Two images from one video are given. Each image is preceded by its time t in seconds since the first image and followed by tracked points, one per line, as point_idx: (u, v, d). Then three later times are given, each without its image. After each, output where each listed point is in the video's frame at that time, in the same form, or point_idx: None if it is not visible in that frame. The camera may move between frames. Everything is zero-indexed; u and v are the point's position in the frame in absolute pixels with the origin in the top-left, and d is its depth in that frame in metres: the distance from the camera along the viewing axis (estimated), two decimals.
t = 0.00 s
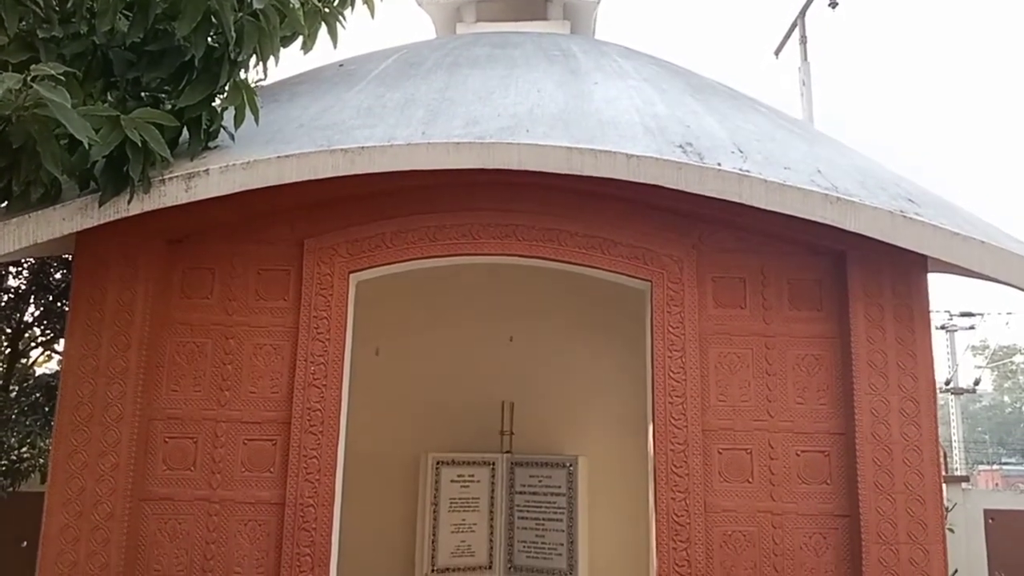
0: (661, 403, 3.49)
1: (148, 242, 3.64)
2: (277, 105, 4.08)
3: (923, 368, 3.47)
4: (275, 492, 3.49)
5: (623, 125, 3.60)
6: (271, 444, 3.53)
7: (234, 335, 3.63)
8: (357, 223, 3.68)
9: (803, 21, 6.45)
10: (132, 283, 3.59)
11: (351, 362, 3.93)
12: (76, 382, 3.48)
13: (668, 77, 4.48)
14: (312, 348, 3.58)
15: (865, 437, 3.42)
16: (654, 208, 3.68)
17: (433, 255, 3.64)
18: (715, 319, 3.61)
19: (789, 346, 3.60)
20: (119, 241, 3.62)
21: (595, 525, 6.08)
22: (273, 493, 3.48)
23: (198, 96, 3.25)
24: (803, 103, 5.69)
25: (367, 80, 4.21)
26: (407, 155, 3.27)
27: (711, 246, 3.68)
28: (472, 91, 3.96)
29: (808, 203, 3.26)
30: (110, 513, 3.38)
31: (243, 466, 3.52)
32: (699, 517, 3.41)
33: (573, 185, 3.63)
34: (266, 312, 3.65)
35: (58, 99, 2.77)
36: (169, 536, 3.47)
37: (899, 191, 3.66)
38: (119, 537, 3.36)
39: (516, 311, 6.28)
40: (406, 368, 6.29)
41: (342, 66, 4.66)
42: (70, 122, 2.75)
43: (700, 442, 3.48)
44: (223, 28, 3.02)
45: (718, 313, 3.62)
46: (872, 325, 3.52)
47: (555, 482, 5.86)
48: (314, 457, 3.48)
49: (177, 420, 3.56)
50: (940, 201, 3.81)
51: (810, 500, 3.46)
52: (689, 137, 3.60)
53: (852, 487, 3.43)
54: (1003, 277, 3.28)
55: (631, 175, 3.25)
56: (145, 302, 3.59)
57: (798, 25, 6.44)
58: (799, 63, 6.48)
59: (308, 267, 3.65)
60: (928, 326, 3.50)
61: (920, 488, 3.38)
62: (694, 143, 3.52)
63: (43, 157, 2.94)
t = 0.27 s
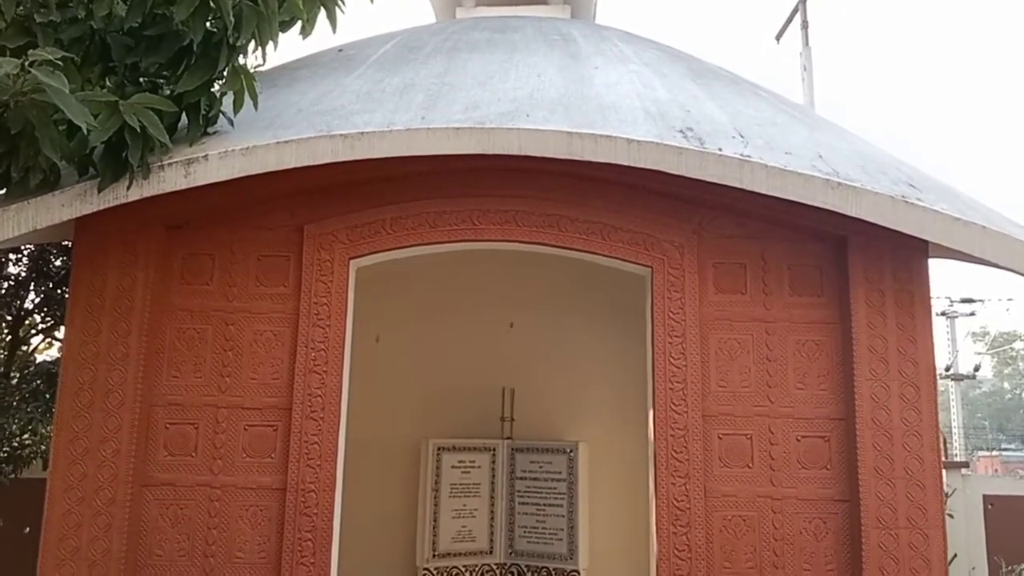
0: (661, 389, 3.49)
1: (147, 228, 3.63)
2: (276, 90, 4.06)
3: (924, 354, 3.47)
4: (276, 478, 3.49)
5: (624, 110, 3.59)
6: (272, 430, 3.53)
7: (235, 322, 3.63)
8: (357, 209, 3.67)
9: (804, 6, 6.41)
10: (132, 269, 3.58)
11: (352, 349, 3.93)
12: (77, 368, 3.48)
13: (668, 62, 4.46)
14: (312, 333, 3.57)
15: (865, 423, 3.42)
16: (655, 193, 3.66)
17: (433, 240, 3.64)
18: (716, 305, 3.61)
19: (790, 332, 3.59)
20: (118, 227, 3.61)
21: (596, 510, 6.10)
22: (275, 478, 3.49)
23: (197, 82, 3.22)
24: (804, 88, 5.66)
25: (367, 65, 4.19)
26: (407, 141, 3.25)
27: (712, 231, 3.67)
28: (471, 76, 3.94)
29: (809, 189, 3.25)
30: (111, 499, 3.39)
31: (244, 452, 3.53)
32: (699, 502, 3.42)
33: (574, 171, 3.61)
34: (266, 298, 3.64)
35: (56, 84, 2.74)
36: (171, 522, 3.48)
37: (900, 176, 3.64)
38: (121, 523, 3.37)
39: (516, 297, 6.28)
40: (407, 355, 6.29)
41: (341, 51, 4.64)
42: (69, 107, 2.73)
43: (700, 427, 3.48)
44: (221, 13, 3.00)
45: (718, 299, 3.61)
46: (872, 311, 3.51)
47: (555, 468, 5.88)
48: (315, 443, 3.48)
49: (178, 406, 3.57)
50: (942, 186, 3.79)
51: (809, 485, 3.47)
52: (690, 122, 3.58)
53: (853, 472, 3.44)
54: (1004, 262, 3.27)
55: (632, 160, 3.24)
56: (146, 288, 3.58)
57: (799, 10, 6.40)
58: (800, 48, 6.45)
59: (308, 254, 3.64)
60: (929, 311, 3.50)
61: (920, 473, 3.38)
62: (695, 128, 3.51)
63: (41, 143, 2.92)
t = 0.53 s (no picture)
0: (661, 380, 3.50)
1: (147, 219, 3.62)
2: (276, 81, 4.05)
3: (923, 346, 3.47)
4: (276, 468, 3.50)
5: (624, 101, 3.58)
6: (272, 421, 3.54)
7: (235, 313, 3.63)
8: (357, 201, 3.67)
9: None
10: (132, 260, 3.58)
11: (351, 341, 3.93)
12: (77, 359, 3.49)
13: (669, 53, 4.45)
14: (312, 325, 3.58)
15: (864, 414, 3.43)
16: (656, 185, 3.66)
17: (433, 232, 3.63)
18: (716, 297, 3.61)
19: (789, 324, 3.60)
20: (118, 218, 3.61)
21: (595, 501, 6.12)
22: (275, 469, 3.50)
23: (197, 72, 3.23)
24: (806, 80, 5.65)
25: (367, 56, 4.17)
26: (407, 132, 3.25)
27: (712, 223, 3.67)
28: (472, 67, 3.93)
29: (809, 180, 3.25)
30: (112, 490, 3.40)
31: (244, 443, 3.53)
32: (698, 493, 3.43)
33: (574, 162, 3.61)
34: (266, 290, 3.64)
35: (56, 75, 2.73)
36: (171, 512, 3.49)
37: (900, 168, 3.64)
38: (121, 513, 3.38)
39: (516, 289, 6.29)
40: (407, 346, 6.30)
41: (342, 42, 4.63)
42: (69, 99, 2.73)
43: (700, 419, 3.49)
44: (222, 3, 3.01)
45: (718, 291, 3.61)
46: (872, 304, 3.51)
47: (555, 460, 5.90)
48: (314, 434, 3.49)
49: (178, 397, 3.57)
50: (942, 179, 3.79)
51: (808, 476, 3.48)
52: (691, 113, 3.58)
53: (851, 464, 3.45)
54: (1003, 255, 3.27)
55: (632, 152, 3.24)
56: (145, 279, 3.58)
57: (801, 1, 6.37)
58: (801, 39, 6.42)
59: (308, 245, 3.64)
60: (929, 304, 3.50)
61: (918, 465, 3.39)
62: (696, 120, 3.50)
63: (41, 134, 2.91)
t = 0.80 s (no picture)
0: (664, 364, 3.50)
1: (149, 201, 3.61)
2: (278, 62, 4.03)
3: (926, 330, 3.46)
4: (279, 450, 3.51)
5: (629, 83, 3.56)
6: (275, 403, 3.54)
7: (238, 296, 3.63)
8: (359, 183, 3.66)
9: None
10: (135, 243, 3.58)
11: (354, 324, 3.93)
12: (80, 341, 3.49)
13: (674, 35, 4.42)
14: (316, 307, 3.57)
15: (867, 397, 3.43)
16: (659, 168, 3.64)
17: (436, 215, 3.62)
18: (719, 280, 3.60)
19: (793, 307, 3.59)
20: (120, 201, 3.59)
21: (597, 485, 6.13)
22: (278, 451, 3.51)
23: (199, 53, 3.20)
24: (811, 63, 5.61)
25: (369, 38, 4.15)
26: (409, 113, 3.23)
27: (715, 206, 3.65)
28: (475, 48, 3.90)
29: (814, 162, 3.23)
30: (115, 471, 3.41)
31: (248, 425, 3.54)
32: (700, 476, 3.43)
33: (577, 145, 3.59)
34: (269, 272, 3.64)
35: (57, 55, 2.72)
36: (175, 493, 3.51)
37: (906, 150, 3.62)
38: (125, 495, 3.39)
39: (518, 272, 6.29)
40: (410, 330, 6.31)
41: (343, 23, 4.59)
42: (71, 81, 2.71)
43: (702, 402, 3.49)
44: None
45: (721, 275, 3.61)
46: (876, 287, 3.50)
47: (558, 443, 5.94)
48: (318, 416, 3.50)
49: (181, 379, 3.57)
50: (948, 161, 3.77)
51: (811, 459, 3.48)
52: (695, 95, 3.56)
53: (853, 447, 3.45)
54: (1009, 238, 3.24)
55: (636, 134, 3.22)
56: (148, 262, 3.58)
57: None
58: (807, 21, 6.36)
59: (310, 228, 3.63)
60: (933, 287, 3.48)
61: (920, 449, 3.39)
62: (700, 101, 3.49)
63: (42, 115, 2.91)
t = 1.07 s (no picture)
0: (668, 354, 3.50)
1: (154, 192, 3.61)
2: (281, 52, 4.02)
3: (932, 319, 3.45)
4: (285, 440, 3.52)
5: (634, 72, 3.55)
6: (280, 393, 3.55)
7: (242, 286, 3.63)
8: (363, 173, 3.65)
9: None
10: (139, 233, 3.58)
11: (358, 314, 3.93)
12: (86, 331, 3.50)
13: (679, 23, 4.40)
14: (320, 298, 3.57)
15: (872, 387, 3.42)
16: (664, 157, 3.63)
17: (440, 205, 3.62)
18: (724, 270, 3.59)
19: (798, 297, 3.58)
20: (124, 191, 3.60)
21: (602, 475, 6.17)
22: (283, 441, 3.52)
23: (203, 43, 3.20)
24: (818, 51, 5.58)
25: (373, 27, 4.14)
26: (414, 103, 3.22)
27: (720, 196, 3.64)
28: (479, 37, 3.89)
29: (819, 151, 3.22)
30: (121, 461, 3.42)
31: (253, 415, 3.55)
32: (704, 465, 3.44)
33: (583, 134, 3.57)
34: (273, 263, 3.64)
35: (61, 45, 2.71)
36: (181, 483, 3.52)
37: (912, 138, 3.60)
38: (131, 484, 3.41)
39: (524, 263, 6.29)
40: (415, 319, 6.32)
41: (347, 13, 4.58)
42: (75, 71, 2.71)
43: (707, 392, 3.49)
44: None
45: (726, 264, 3.60)
46: (881, 277, 3.49)
47: (562, 433, 5.93)
48: (323, 406, 3.51)
49: (186, 369, 3.58)
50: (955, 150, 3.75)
51: (815, 449, 3.48)
52: (701, 84, 3.55)
53: (858, 436, 3.45)
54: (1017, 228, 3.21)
55: (640, 123, 3.21)
56: (153, 252, 3.58)
57: None
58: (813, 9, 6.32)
59: (314, 218, 3.63)
60: (939, 277, 3.47)
61: (925, 438, 3.39)
62: (706, 90, 3.48)
63: (46, 105, 2.91)
